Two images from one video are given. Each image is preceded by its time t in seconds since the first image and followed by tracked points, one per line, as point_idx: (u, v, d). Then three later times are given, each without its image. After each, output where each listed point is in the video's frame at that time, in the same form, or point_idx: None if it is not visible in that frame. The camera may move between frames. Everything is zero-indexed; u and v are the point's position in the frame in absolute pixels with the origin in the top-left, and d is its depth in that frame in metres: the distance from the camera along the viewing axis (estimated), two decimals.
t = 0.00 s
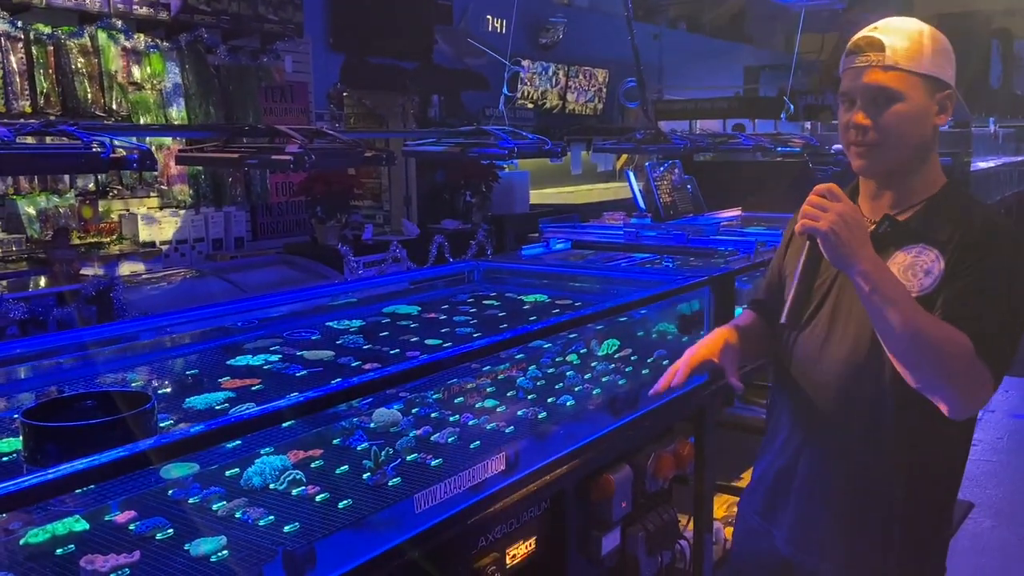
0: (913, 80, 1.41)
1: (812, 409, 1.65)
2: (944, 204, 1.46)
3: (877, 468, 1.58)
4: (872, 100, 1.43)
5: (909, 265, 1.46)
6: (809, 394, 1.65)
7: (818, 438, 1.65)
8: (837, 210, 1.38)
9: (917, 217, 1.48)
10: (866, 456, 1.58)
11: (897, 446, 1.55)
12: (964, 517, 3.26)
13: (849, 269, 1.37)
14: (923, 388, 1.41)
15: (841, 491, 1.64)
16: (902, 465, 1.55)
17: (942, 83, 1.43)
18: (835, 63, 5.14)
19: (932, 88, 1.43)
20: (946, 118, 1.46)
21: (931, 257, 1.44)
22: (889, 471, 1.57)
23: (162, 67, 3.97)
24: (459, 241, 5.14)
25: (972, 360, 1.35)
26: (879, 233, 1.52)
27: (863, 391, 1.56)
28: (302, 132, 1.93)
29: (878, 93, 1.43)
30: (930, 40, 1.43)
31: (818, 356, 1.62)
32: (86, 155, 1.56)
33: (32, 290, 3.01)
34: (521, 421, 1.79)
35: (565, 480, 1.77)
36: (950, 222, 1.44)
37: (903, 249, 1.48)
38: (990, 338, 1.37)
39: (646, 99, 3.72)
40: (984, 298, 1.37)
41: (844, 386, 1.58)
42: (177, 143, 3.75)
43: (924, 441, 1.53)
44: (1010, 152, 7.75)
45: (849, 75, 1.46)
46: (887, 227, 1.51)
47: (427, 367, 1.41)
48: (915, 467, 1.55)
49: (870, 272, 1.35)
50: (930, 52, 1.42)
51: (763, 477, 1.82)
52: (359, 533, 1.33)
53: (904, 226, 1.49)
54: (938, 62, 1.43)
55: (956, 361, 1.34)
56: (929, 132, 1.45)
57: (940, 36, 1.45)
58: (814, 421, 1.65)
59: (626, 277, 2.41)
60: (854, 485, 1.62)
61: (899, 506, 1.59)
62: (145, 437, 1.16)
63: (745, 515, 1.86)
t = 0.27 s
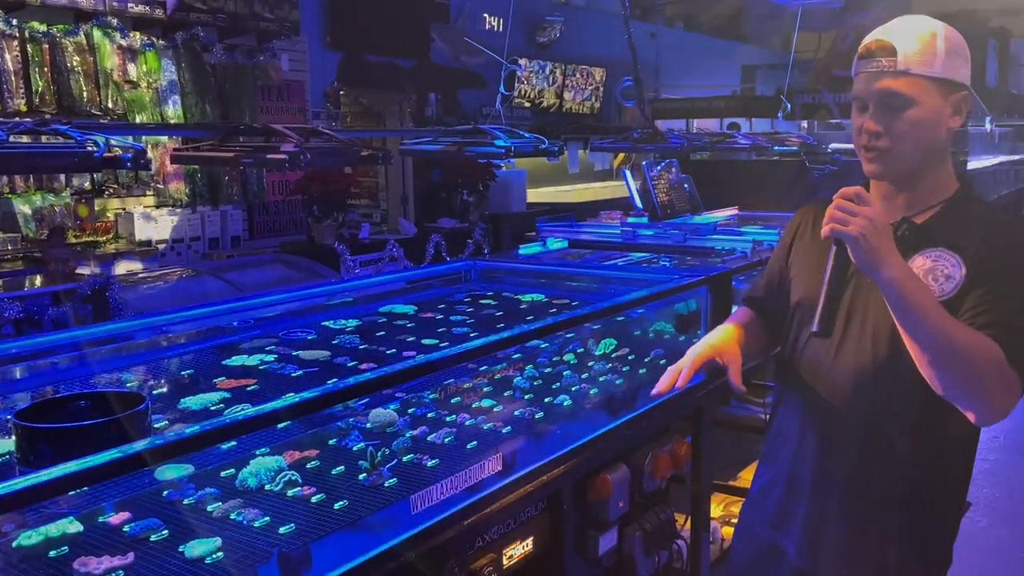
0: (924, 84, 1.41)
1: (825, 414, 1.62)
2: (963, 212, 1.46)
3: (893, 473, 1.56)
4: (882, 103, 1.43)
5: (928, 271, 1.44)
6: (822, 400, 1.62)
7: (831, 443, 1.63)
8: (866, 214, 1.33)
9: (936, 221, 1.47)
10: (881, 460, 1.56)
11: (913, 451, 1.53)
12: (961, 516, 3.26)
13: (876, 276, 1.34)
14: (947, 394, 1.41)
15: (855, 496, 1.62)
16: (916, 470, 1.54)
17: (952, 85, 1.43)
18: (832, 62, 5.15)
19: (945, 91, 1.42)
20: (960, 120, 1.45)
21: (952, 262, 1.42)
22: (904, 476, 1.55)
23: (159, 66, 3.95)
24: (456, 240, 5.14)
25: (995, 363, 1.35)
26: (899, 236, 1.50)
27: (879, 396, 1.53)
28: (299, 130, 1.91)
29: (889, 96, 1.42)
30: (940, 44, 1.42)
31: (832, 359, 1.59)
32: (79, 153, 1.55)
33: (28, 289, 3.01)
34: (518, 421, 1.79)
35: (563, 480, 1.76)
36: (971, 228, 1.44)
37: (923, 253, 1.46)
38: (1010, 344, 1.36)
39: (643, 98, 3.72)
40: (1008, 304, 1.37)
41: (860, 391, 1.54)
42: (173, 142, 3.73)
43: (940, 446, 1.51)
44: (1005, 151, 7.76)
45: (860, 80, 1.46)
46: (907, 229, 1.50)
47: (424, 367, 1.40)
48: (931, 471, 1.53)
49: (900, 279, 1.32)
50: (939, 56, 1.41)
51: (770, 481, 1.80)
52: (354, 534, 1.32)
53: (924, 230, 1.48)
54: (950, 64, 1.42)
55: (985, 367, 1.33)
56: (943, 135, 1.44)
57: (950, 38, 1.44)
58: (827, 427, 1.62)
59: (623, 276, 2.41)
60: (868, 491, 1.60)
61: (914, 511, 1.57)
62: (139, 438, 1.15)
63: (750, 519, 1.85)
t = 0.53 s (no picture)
0: (918, 85, 1.41)
1: (819, 419, 1.62)
2: (959, 216, 1.46)
3: (887, 478, 1.56)
4: (876, 105, 1.43)
5: (923, 275, 1.45)
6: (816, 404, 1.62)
7: (826, 447, 1.63)
8: (855, 222, 1.34)
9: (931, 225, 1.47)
10: (876, 464, 1.56)
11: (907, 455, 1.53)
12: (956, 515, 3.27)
13: (867, 283, 1.34)
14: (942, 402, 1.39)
15: (851, 500, 1.62)
16: (912, 473, 1.54)
17: (948, 83, 1.43)
18: (826, 61, 5.15)
19: (939, 92, 1.42)
20: (955, 120, 1.45)
21: (945, 267, 1.43)
22: (899, 480, 1.55)
23: (152, 64, 3.94)
24: (451, 240, 5.13)
25: (990, 370, 1.33)
26: (894, 241, 1.50)
27: (873, 401, 1.53)
28: (292, 130, 1.90)
29: (882, 98, 1.43)
30: (935, 43, 1.42)
31: (828, 363, 1.59)
32: (70, 154, 1.54)
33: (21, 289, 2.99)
34: (513, 421, 1.78)
35: (556, 480, 1.76)
36: (968, 232, 1.43)
37: (918, 257, 1.46)
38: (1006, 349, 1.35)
39: (638, 98, 3.72)
40: (1005, 308, 1.35)
41: (854, 396, 1.54)
42: (166, 141, 3.71)
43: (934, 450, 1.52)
44: (999, 150, 7.78)
45: (854, 83, 1.47)
46: (902, 233, 1.49)
47: (417, 367, 1.40)
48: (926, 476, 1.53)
49: (891, 286, 1.32)
50: (935, 55, 1.41)
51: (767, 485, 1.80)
52: (347, 536, 1.32)
53: (920, 234, 1.48)
54: (945, 63, 1.42)
55: (978, 374, 1.32)
56: (938, 136, 1.44)
57: (945, 36, 1.43)
58: (822, 431, 1.62)
59: (617, 276, 2.41)
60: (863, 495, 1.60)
61: (910, 515, 1.57)
62: (129, 439, 1.15)
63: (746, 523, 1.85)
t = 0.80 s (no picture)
0: (888, 89, 1.43)
1: (801, 420, 1.67)
2: (938, 218, 1.47)
3: (866, 479, 1.60)
4: (849, 111, 1.45)
5: (901, 278, 1.47)
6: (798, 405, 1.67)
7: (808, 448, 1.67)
8: (824, 229, 1.41)
9: (909, 228, 1.49)
10: (857, 466, 1.60)
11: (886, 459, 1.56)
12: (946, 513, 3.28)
13: (837, 288, 1.41)
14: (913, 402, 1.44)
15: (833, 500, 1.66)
16: (891, 478, 1.57)
17: (923, 86, 1.43)
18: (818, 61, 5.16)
19: (912, 94, 1.43)
20: (932, 122, 1.46)
21: (924, 269, 1.45)
22: (879, 483, 1.59)
23: (144, 64, 3.93)
24: (444, 239, 5.12)
25: (958, 372, 1.37)
26: (874, 244, 1.53)
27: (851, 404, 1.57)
28: (283, 129, 1.89)
29: (855, 103, 1.44)
30: (904, 46, 1.43)
31: (810, 367, 1.63)
32: (60, 153, 1.53)
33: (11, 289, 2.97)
34: (506, 421, 1.78)
35: (548, 480, 1.76)
36: (944, 235, 1.45)
37: (896, 260, 1.49)
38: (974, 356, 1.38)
39: (630, 97, 3.72)
40: (976, 314, 1.37)
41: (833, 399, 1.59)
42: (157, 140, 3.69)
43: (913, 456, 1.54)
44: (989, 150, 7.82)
45: (827, 88, 1.49)
46: (880, 236, 1.53)
47: (409, 368, 1.39)
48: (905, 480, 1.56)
49: (858, 291, 1.38)
50: (905, 59, 1.42)
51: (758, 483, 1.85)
52: (339, 537, 1.31)
53: (900, 236, 1.50)
54: (918, 67, 1.42)
55: (945, 376, 1.37)
56: (913, 138, 1.45)
57: (918, 39, 1.44)
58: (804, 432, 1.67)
59: (609, 275, 2.41)
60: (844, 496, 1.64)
61: (890, 517, 1.60)
62: (119, 441, 1.14)
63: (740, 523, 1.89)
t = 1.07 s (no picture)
0: (854, 89, 1.44)
1: (786, 414, 1.67)
2: (918, 216, 1.48)
3: (850, 476, 1.59)
4: (816, 111, 1.48)
5: (875, 282, 1.48)
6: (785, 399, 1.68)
7: (793, 441, 1.67)
8: (790, 232, 1.44)
9: (887, 230, 1.50)
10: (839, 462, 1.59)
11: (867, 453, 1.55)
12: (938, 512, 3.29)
13: (803, 290, 1.43)
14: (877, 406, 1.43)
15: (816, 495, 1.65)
16: (877, 477, 1.56)
17: (891, 84, 1.44)
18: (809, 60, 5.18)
19: (879, 94, 1.44)
20: (903, 120, 1.46)
21: (898, 271, 1.45)
22: (860, 477, 1.58)
23: (134, 63, 3.88)
24: (436, 238, 5.12)
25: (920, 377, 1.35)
26: (853, 245, 1.55)
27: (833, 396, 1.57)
28: (274, 128, 1.88)
29: (822, 104, 1.47)
30: (870, 48, 1.45)
31: (796, 363, 1.64)
32: (49, 152, 1.52)
33: None
34: (498, 420, 1.78)
35: (540, 480, 1.76)
36: (923, 236, 1.46)
37: (873, 263, 1.50)
38: (942, 360, 1.35)
39: (622, 96, 3.72)
40: (944, 317, 1.36)
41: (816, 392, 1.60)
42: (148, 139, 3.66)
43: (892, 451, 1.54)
44: (979, 149, 7.88)
45: (800, 92, 1.52)
46: (858, 238, 1.54)
47: (401, 367, 1.39)
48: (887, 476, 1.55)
49: (823, 293, 1.39)
50: (870, 59, 1.44)
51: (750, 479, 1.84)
52: (331, 537, 1.31)
53: (880, 235, 1.51)
54: (884, 66, 1.44)
55: (903, 382, 1.35)
56: (883, 137, 1.46)
57: (886, 40, 1.46)
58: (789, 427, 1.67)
59: (601, 274, 2.41)
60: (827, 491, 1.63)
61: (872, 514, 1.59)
62: (109, 441, 1.13)
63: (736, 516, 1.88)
